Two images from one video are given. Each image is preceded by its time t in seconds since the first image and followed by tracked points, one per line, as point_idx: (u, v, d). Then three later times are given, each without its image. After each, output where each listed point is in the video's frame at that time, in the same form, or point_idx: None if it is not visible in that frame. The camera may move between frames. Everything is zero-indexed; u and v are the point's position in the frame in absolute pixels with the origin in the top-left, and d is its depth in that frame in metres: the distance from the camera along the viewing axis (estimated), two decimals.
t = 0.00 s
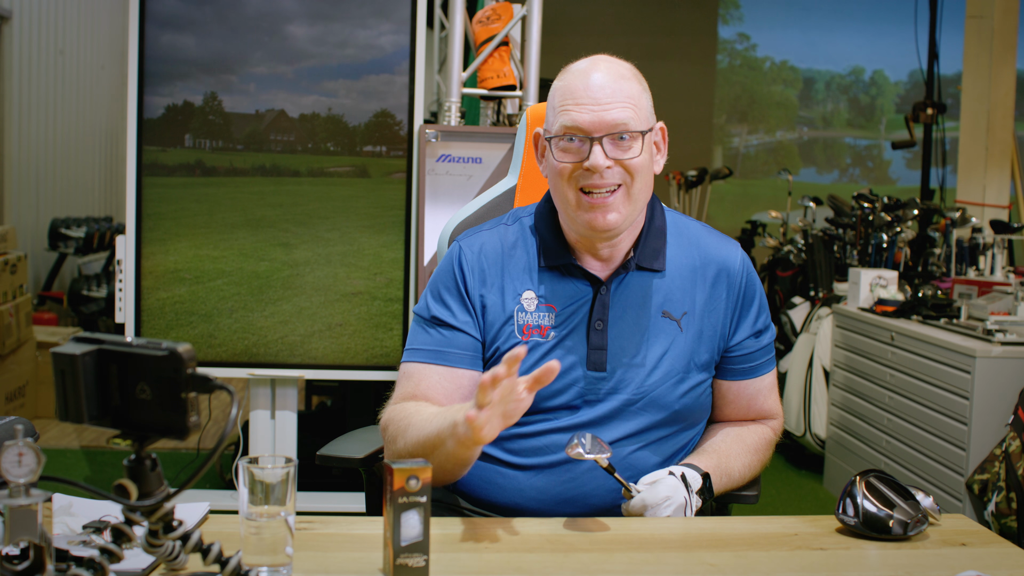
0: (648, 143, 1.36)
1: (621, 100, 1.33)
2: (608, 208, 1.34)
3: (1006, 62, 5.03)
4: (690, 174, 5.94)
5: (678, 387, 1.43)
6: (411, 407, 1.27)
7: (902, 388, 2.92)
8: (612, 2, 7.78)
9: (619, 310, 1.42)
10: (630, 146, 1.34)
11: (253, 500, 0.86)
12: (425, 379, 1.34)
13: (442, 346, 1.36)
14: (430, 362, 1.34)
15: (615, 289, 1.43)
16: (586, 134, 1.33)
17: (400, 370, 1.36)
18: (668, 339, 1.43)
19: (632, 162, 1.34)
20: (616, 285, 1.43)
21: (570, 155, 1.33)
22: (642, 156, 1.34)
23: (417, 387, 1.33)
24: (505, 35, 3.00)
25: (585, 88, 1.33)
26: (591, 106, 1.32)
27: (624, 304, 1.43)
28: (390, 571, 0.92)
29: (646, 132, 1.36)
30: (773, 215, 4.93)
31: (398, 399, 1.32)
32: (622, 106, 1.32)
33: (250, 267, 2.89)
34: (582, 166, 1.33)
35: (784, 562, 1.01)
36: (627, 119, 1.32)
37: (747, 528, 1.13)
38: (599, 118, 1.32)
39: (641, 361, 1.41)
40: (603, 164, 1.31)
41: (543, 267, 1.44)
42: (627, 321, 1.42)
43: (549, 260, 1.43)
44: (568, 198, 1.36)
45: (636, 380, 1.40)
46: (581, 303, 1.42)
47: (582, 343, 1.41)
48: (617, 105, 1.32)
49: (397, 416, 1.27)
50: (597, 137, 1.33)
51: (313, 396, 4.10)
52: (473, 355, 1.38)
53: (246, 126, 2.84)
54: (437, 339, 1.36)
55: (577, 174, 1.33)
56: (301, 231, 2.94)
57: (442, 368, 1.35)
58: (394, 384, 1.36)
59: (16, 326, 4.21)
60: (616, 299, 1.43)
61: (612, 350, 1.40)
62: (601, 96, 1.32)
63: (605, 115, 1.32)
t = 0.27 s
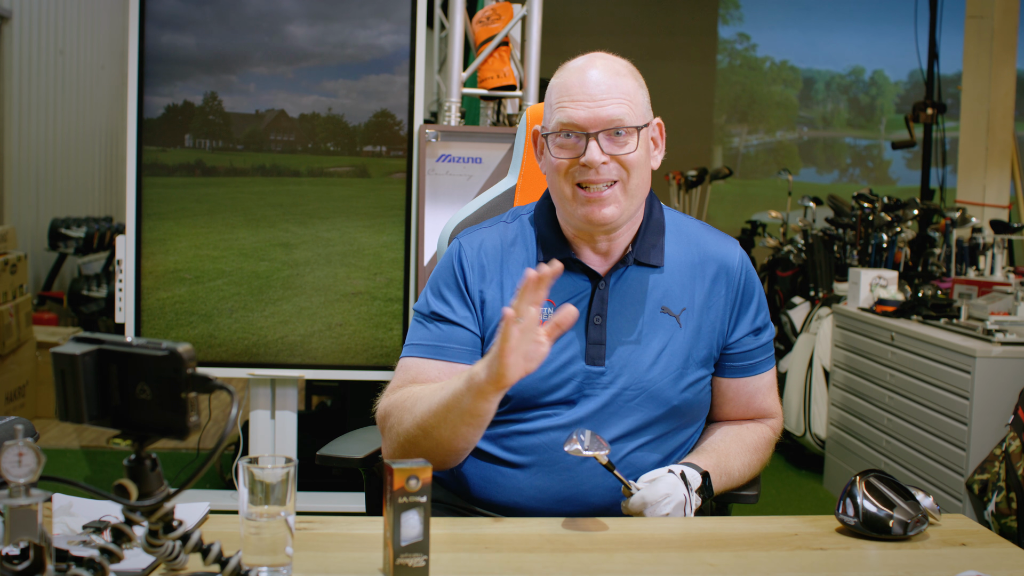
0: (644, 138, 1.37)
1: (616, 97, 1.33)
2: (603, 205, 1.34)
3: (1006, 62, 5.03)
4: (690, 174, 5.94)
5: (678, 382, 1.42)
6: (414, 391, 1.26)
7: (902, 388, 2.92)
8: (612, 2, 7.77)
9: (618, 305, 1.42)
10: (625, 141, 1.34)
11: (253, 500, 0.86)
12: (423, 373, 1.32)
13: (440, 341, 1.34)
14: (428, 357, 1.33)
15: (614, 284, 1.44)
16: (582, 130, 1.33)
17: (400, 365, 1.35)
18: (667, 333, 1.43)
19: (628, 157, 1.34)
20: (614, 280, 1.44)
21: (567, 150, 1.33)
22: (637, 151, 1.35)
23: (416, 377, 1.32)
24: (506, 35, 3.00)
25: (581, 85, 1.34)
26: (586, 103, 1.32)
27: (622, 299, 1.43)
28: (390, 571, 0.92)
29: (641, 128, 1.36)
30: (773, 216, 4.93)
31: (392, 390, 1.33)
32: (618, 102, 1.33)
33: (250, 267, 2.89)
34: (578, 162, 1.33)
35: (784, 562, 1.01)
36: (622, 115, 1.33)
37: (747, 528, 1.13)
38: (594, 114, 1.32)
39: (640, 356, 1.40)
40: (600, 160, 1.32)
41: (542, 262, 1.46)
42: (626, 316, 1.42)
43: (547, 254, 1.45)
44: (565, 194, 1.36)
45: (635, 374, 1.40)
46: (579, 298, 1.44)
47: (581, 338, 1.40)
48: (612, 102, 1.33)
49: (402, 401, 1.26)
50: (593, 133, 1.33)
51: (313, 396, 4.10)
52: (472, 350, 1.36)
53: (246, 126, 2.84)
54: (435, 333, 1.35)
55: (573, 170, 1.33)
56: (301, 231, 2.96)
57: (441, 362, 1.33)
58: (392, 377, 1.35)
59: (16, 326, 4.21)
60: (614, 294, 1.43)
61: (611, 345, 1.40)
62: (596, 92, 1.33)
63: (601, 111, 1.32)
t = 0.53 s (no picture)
0: (663, 154, 1.36)
1: (646, 107, 1.33)
2: (611, 208, 1.33)
3: (1006, 62, 5.03)
4: (690, 174, 5.94)
5: (676, 381, 1.42)
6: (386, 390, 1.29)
7: (902, 388, 2.92)
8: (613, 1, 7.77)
9: (614, 304, 1.43)
10: (646, 153, 1.34)
11: (253, 500, 0.86)
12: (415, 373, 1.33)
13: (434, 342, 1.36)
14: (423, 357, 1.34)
15: (610, 284, 1.44)
16: (606, 130, 1.33)
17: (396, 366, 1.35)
18: (664, 332, 1.43)
19: (645, 168, 1.34)
20: (611, 280, 1.44)
21: (587, 147, 1.33)
22: (654, 165, 1.34)
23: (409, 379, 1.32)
24: (505, 35, 3.00)
25: (613, 86, 1.34)
26: (617, 103, 1.32)
27: (619, 299, 1.43)
28: (390, 571, 0.92)
29: (663, 144, 1.36)
30: (773, 215, 4.93)
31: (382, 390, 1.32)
32: (647, 114, 1.33)
33: (250, 267, 2.89)
34: (596, 161, 1.33)
35: (784, 562, 1.01)
36: (648, 126, 1.33)
37: (747, 528, 1.13)
38: (623, 117, 1.32)
39: (637, 355, 1.40)
40: (618, 164, 1.31)
41: (539, 262, 1.45)
42: (622, 316, 1.42)
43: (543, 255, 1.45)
44: (575, 190, 1.35)
45: (632, 373, 1.40)
46: (576, 298, 1.43)
47: (578, 337, 1.41)
48: (642, 110, 1.32)
49: (377, 400, 1.29)
50: (616, 135, 1.32)
51: (313, 396, 4.10)
52: (468, 348, 1.40)
53: (246, 126, 2.84)
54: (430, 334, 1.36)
55: (588, 167, 1.33)
56: (301, 231, 2.94)
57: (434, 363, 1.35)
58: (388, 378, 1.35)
59: (16, 326, 4.21)
60: (611, 294, 1.43)
61: (608, 344, 1.40)
62: (629, 98, 1.32)
63: (629, 118, 1.32)
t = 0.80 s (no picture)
0: (657, 151, 1.36)
1: (637, 106, 1.32)
2: (611, 209, 1.33)
3: (1006, 62, 5.03)
4: (690, 174, 5.94)
5: (675, 382, 1.42)
6: (401, 404, 1.28)
7: (902, 388, 2.92)
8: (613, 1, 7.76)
9: (614, 305, 1.42)
10: (642, 151, 1.33)
11: (253, 500, 0.86)
12: (414, 377, 1.35)
13: (433, 346, 1.36)
14: (421, 360, 1.35)
15: (610, 286, 1.43)
16: (599, 133, 1.32)
17: (394, 369, 1.37)
18: (663, 334, 1.43)
19: (641, 168, 1.33)
20: (611, 282, 1.44)
21: (582, 151, 1.32)
22: (651, 163, 1.33)
23: (407, 382, 1.34)
24: (505, 35, 3.00)
25: (603, 88, 1.33)
26: (608, 107, 1.31)
27: (618, 301, 1.43)
28: (390, 571, 0.92)
29: (657, 140, 1.35)
30: (773, 216, 4.93)
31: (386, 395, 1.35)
32: (640, 113, 1.32)
33: (250, 267, 2.89)
34: (592, 164, 1.32)
35: (784, 562, 1.01)
36: (641, 124, 1.32)
37: (747, 528, 1.13)
38: (615, 119, 1.31)
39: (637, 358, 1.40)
40: (614, 166, 1.30)
41: (538, 264, 1.45)
42: (622, 318, 1.42)
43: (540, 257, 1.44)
44: (573, 195, 1.34)
45: (631, 376, 1.40)
46: (575, 300, 1.43)
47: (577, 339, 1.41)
48: (633, 110, 1.32)
49: (388, 412, 1.29)
50: (611, 137, 1.31)
51: (313, 397, 4.10)
52: (465, 354, 1.39)
53: (246, 126, 2.84)
54: (429, 339, 1.36)
55: (586, 171, 1.32)
56: (300, 232, 2.99)
57: (431, 367, 1.35)
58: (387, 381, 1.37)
59: (16, 326, 4.21)
60: (611, 296, 1.43)
61: (607, 346, 1.40)
62: (621, 99, 1.31)
63: (623, 119, 1.31)
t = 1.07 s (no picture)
0: (634, 169, 1.33)
1: (605, 137, 1.28)
2: (601, 236, 1.34)
3: (1006, 62, 5.03)
4: (690, 174, 5.93)
5: (678, 381, 1.43)
6: (398, 408, 1.28)
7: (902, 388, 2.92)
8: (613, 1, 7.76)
9: (616, 307, 1.42)
10: (619, 179, 1.30)
11: (253, 500, 0.86)
12: (417, 377, 1.35)
13: (436, 345, 1.36)
14: (423, 361, 1.35)
15: (612, 286, 1.43)
16: (572, 176, 1.29)
17: (395, 369, 1.37)
18: (665, 334, 1.43)
19: (621, 193, 1.31)
20: (613, 282, 1.44)
21: (559, 194, 1.31)
22: (630, 185, 1.31)
23: (409, 382, 1.34)
24: (505, 35, 3.00)
25: (566, 126, 1.28)
26: (575, 149, 1.27)
27: (620, 301, 1.43)
28: (390, 571, 0.92)
29: (632, 161, 1.32)
30: (773, 216, 4.93)
31: (390, 395, 1.34)
32: (607, 144, 1.28)
33: (250, 267, 2.89)
34: (571, 204, 1.31)
35: (784, 562, 1.01)
36: (612, 156, 1.28)
37: (747, 528, 1.13)
38: (583, 161, 1.27)
39: (641, 358, 1.41)
40: (593, 205, 1.29)
41: (539, 267, 1.45)
42: (625, 318, 1.42)
43: (542, 260, 1.44)
44: (561, 229, 1.35)
45: (635, 375, 1.40)
46: (578, 301, 1.43)
47: (581, 340, 1.41)
48: (600, 144, 1.27)
49: (387, 416, 1.28)
50: (584, 178, 1.28)
51: (313, 397, 4.10)
52: (467, 355, 1.39)
53: (246, 126, 2.84)
54: (430, 338, 1.37)
55: (568, 211, 1.32)
56: (301, 231, 2.95)
57: (433, 367, 1.35)
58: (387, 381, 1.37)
59: (16, 326, 4.21)
60: (613, 296, 1.43)
61: (611, 347, 1.41)
62: (585, 138, 1.27)
63: (590, 158, 1.27)
